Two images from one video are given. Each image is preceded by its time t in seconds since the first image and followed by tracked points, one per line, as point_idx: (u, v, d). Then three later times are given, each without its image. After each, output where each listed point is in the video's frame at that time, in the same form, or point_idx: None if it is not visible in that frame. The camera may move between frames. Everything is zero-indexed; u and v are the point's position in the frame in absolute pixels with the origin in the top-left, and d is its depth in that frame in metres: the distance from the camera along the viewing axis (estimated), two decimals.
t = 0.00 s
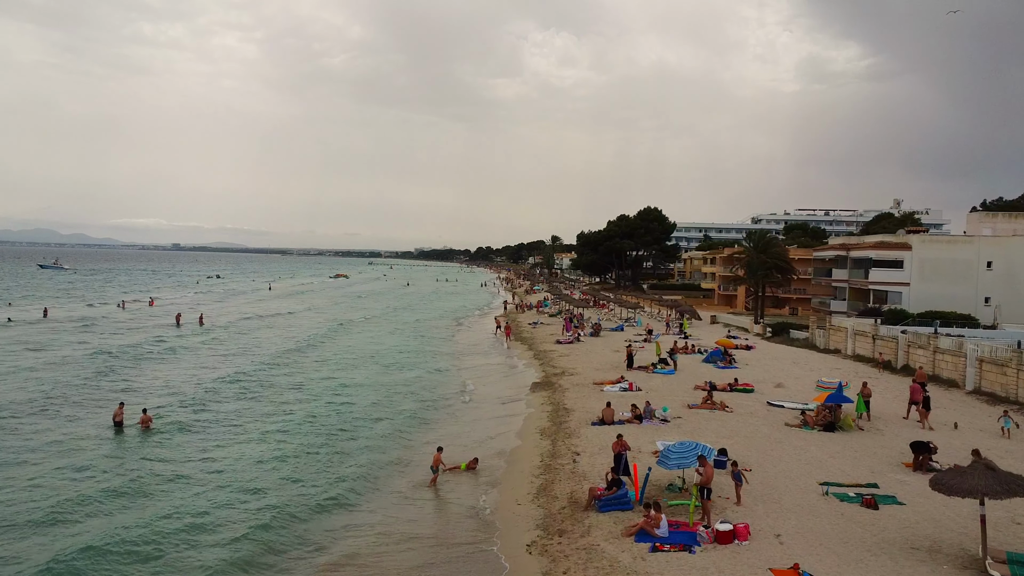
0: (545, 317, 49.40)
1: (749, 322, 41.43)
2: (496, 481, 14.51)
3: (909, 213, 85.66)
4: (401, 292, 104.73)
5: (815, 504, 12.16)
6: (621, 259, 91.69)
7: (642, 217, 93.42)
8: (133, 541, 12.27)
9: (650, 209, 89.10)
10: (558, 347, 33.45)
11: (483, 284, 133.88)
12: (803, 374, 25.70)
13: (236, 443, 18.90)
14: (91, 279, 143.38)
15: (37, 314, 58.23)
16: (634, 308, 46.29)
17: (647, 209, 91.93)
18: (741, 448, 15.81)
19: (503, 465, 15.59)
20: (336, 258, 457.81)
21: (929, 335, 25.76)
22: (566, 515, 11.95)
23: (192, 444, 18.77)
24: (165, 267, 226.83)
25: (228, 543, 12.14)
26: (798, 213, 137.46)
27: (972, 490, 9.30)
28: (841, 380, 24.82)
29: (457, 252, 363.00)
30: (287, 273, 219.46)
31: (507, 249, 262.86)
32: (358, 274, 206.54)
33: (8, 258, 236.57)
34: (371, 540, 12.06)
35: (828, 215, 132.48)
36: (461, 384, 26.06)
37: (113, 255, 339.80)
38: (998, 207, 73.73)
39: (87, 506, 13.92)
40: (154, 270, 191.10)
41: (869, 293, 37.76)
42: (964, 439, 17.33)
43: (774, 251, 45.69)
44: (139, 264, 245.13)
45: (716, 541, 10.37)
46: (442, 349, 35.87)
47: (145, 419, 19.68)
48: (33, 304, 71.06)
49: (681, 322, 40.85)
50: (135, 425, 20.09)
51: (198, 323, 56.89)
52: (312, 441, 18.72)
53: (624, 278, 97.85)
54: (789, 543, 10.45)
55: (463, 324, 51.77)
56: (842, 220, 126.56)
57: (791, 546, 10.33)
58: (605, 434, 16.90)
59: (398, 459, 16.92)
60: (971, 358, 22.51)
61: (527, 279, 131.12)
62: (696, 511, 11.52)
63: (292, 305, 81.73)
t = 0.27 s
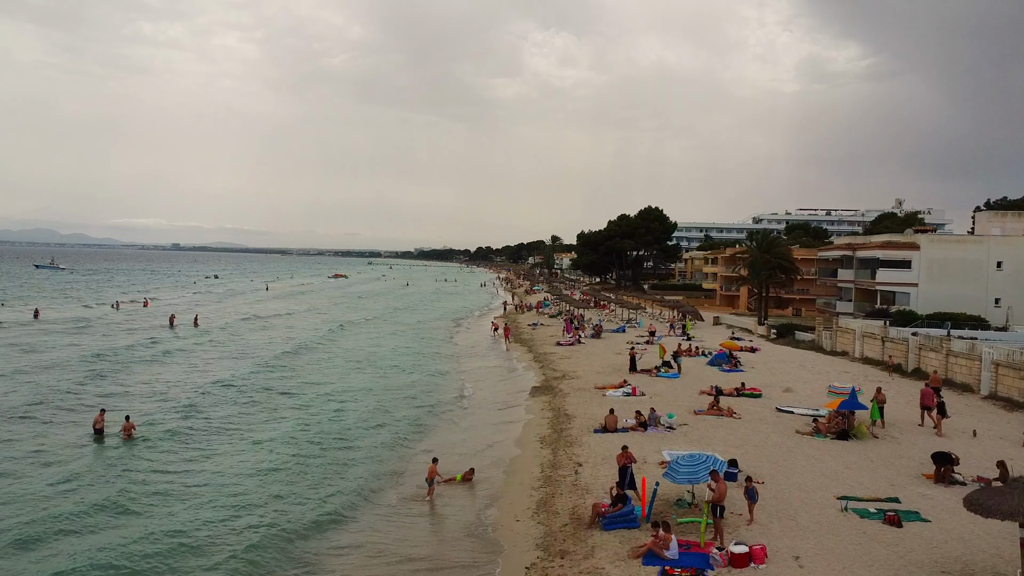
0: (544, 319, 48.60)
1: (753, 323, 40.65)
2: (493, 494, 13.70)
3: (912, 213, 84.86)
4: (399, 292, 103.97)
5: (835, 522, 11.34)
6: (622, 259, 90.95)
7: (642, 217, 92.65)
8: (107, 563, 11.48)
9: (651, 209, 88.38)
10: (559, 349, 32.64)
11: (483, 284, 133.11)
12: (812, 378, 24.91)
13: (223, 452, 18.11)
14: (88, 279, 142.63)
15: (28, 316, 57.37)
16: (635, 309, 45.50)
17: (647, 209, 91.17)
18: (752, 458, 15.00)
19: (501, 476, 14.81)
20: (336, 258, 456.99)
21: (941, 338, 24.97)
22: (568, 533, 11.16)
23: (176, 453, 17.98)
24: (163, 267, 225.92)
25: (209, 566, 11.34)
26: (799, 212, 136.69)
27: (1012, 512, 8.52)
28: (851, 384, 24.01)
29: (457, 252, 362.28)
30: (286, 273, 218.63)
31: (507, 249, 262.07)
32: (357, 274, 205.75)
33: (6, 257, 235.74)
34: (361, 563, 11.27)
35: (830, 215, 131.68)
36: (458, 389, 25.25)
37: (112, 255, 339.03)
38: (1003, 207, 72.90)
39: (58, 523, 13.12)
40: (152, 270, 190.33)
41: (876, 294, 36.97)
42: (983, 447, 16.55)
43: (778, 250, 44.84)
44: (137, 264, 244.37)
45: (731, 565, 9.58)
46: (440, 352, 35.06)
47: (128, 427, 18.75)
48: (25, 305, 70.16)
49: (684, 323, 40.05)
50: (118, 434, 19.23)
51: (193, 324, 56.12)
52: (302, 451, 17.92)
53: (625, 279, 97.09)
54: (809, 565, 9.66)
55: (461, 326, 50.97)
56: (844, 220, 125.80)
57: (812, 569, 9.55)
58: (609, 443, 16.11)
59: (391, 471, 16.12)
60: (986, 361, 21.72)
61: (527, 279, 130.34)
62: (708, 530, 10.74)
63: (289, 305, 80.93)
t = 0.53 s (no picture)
0: (544, 320, 47.68)
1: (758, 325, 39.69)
2: (490, 513, 12.76)
3: (916, 212, 83.86)
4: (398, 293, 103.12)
5: (862, 547, 10.39)
6: (622, 258, 90.06)
7: (643, 216, 91.62)
8: None
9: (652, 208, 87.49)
10: (559, 353, 31.66)
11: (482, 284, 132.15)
12: (822, 383, 23.96)
13: (205, 466, 17.18)
14: (84, 278, 141.41)
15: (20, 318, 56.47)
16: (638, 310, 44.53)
17: (648, 208, 90.28)
18: (766, 473, 14.03)
19: (499, 492, 13.89)
20: (335, 258, 455.95)
21: (956, 341, 24.01)
22: (572, 559, 10.23)
23: (156, 466, 17.06)
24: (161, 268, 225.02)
25: None
26: (801, 212, 135.62)
27: None
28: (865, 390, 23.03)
29: (456, 252, 361.55)
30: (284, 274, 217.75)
31: (506, 248, 261.10)
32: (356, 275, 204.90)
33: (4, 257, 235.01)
34: None
35: (832, 214, 130.72)
36: (455, 394, 24.30)
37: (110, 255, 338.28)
38: (1010, 205, 71.88)
39: (21, 549, 12.21)
40: (150, 270, 189.26)
41: (884, 295, 36.01)
42: (1010, 458, 15.61)
43: (783, 250, 43.84)
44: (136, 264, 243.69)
45: None
46: (436, 355, 34.11)
47: (105, 439, 17.78)
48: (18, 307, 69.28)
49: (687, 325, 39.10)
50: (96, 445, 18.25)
51: (186, 326, 55.17)
52: (288, 465, 16.98)
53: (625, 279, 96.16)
54: None
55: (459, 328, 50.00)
56: (846, 220, 124.80)
57: None
58: (614, 456, 15.18)
59: (381, 486, 15.21)
60: (1006, 366, 20.76)
61: (527, 279, 129.43)
62: (725, 557, 9.79)
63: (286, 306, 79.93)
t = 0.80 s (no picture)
0: (544, 321, 46.92)
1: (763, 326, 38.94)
2: (488, 531, 12.00)
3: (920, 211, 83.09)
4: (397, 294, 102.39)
5: (889, 572, 9.63)
6: (623, 258, 89.34)
7: (644, 216, 90.88)
8: None
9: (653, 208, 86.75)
10: (560, 356, 30.89)
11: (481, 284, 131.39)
12: (832, 387, 23.19)
13: (191, 479, 16.43)
14: (82, 279, 140.62)
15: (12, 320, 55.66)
16: (639, 311, 43.77)
17: (649, 208, 89.52)
18: (780, 487, 13.27)
19: (498, 507, 13.12)
20: (335, 258, 455.18)
21: (970, 344, 23.23)
22: None
23: (139, 479, 16.30)
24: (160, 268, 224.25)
25: None
26: (802, 212, 134.80)
27: None
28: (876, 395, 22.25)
29: (456, 252, 360.79)
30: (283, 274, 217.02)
31: (506, 248, 260.35)
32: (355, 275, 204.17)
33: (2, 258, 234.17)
34: None
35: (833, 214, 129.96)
36: (452, 400, 23.54)
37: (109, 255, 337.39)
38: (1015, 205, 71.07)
39: None
40: (149, 270, 188.46)
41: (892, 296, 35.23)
42: None
43: (788, 250, 43.07)
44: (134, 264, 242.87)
45: None
46: (434, 358, 33.35)
47: (83, 449, 16.93)
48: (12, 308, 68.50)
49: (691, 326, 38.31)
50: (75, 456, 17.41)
51: (181, 327, 54.41)
52: (277, 478, 16.23)
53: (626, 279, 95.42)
54: None
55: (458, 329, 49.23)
56: (847, 220, 124.00)
57: None
58: (618, 467, 14.40)
59: (374, 501, 14.43)
60: None
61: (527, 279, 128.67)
62: None
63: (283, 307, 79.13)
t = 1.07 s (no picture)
0: (545, 323, 46.14)
1: (767, 328, 38.17)
2: (485, 553, 11.21)
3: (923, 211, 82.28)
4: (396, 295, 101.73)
5: None
6: (624, 259, 88.64)
7: (646, 216, 90.08)
8: None
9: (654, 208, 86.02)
10: (560, 358, 30.14)
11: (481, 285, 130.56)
12: (843, 392, 22.39)
13: (174, 493, 15.63)
14: (81, 280, 140.07)
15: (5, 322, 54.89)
16: (642, 313, 42.99)
17: (651, 207, 88.79)
18: (793, 503, 12.53)
19: (495, 524, 12.34)
20: (334, 258, 454.08)
21: (986, 347, 22.42)
22: None
23: (122, 491, 15.59)
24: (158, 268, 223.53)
25: None
26: (804, 211, 133.90)
27: None
28: (888, 401, 21.48)
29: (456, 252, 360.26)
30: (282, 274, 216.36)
31: (506, 248, 259.74)
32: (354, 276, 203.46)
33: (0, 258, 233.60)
34: None
35: (835, 214, 129.21)
36: (450, 405, 22.80)
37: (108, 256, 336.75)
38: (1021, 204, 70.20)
39: None
40: (147, 271, 187.60)
41: (900, 297, 34.42)
42: None
43: (792, 250, 42.29)
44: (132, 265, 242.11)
45: None
46: (431, 361, 32.60)
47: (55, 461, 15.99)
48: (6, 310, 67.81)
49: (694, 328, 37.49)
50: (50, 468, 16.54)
51: (176, 329, 53.67)
52: (265, 491, 15.51)
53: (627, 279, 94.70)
54: None
55: (457, 331, 48.44)
56: (849, 220, 123.24)
57: None
58: (622, 481, 13.60)
59: (367, 518, 13.62)
60: None
61: (527, 280, 127.95)
62: None
63: (280, 308, 78.35)
